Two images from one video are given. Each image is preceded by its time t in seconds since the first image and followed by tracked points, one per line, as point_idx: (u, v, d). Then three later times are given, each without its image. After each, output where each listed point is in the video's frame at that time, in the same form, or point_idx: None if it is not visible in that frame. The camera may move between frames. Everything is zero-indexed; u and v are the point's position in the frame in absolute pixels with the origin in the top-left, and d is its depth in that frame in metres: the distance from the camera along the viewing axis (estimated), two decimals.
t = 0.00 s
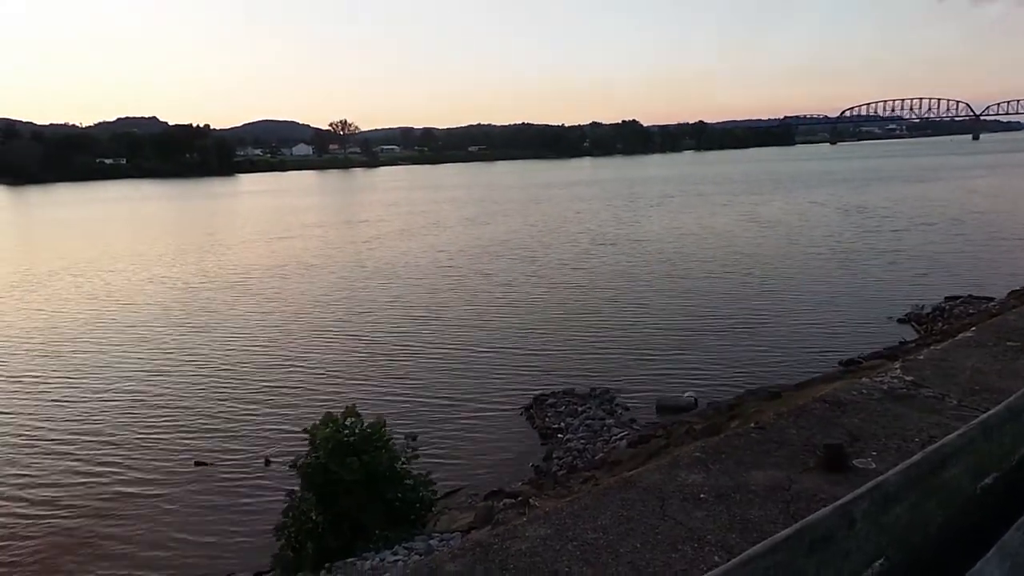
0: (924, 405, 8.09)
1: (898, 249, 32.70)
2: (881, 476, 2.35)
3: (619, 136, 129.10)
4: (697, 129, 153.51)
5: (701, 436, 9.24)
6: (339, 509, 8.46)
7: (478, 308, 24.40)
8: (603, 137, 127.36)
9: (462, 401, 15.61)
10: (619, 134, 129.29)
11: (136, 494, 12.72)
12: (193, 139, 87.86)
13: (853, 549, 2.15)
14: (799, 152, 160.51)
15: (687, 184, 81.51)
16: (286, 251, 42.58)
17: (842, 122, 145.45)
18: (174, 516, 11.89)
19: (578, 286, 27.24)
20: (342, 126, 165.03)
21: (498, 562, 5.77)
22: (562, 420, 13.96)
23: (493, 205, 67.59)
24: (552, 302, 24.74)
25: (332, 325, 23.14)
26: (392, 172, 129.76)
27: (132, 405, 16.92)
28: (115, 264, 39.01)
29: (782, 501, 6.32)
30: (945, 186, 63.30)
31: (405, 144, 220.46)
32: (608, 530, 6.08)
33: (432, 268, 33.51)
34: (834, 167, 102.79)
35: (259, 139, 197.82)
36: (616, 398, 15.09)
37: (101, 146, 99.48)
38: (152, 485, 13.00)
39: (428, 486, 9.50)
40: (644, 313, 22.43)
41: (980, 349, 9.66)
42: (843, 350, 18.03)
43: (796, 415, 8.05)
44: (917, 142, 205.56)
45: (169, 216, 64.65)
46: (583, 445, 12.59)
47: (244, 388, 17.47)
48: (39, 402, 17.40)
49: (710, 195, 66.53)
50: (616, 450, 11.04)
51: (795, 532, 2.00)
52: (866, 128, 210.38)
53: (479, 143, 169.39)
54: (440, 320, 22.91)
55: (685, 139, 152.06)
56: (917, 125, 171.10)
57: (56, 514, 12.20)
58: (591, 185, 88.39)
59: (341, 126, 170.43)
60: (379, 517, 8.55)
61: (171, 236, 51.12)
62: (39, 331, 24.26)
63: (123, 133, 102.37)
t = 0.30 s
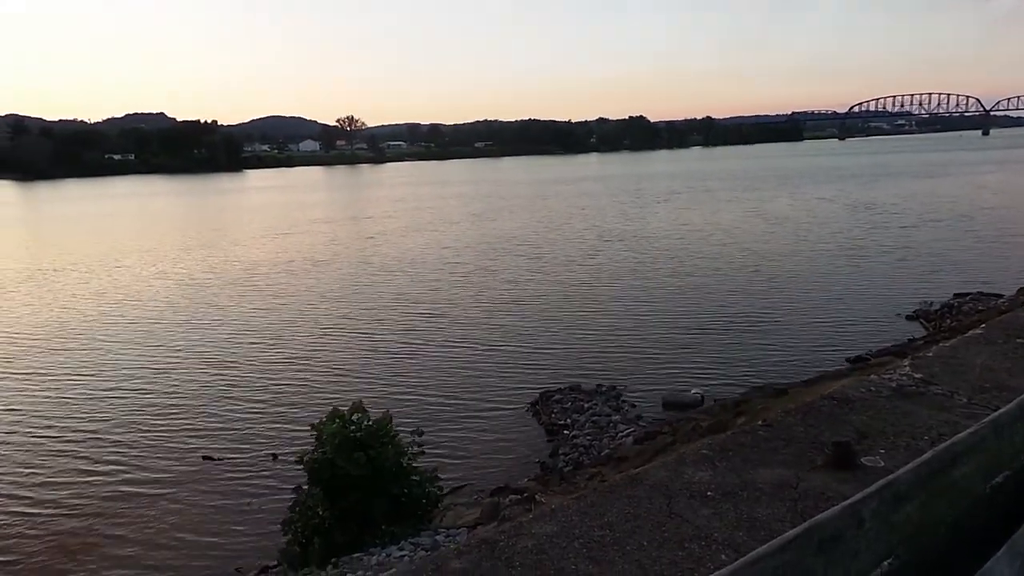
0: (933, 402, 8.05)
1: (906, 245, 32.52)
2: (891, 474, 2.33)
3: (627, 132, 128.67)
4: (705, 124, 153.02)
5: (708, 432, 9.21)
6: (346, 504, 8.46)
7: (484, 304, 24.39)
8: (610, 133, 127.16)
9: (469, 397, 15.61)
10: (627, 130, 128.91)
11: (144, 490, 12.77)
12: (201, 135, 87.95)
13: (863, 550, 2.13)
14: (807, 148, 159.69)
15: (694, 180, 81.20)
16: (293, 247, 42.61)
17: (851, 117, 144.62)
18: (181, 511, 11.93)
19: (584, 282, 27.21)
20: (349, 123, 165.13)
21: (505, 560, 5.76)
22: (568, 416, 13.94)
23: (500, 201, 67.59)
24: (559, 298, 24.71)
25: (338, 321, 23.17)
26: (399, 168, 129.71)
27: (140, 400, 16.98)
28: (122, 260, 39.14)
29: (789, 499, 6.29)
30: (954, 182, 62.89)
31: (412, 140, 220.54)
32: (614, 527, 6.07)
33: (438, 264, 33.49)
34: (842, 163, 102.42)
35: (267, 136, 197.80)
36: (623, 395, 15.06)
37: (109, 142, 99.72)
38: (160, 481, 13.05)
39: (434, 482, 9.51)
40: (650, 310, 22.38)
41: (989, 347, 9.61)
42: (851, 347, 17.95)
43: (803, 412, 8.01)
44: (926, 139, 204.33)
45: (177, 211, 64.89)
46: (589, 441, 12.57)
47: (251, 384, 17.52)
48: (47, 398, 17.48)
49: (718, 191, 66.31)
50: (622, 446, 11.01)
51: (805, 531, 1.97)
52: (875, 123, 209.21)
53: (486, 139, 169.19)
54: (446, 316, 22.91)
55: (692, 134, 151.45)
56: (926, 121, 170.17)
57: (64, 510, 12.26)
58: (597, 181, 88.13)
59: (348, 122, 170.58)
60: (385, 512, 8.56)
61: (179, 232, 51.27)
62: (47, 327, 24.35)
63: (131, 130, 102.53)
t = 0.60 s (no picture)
0: (942, 403, 8.02)
1: (915, 245, 32.38)
2: (903, 476, 2.31)
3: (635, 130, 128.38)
4: (712, 122, 152.60)
5: (714, 431, 9.20)
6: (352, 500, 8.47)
7: (490, 301, 24.39)
8: (618, 130, 126.99)
9: (475, 394, 15.62)
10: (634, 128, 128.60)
11: (151, 484, 12.82)
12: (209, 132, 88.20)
13: (873, 551, 2.11)
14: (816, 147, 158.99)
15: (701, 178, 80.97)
16: (299, 243, 42.69)
17: (860, 116, 144.01)
18: (189, 506, 11.98)
19: (591, 280, 27.19)
20: (357, 120, 165.28)
21: (511, 559, 5.76)
22: (574, 414, 13.93)
23: (507, 198, 67.57)
24: (566, 296, 24.69)
25: (345, 318, 23.21)
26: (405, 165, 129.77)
27: (147, 396, 17.05)
28: (130, 255, 39.28)
29: (797, 500, 6.26)
30: (964, 181, 62.54)
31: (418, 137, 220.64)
32: (621, 527, 6.06)
33: (444, 261, 33.48)
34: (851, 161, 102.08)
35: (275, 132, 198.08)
36: (629, 393, 15.05)
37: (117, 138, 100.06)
38: (167, 475, 13.10)
39: (440, 479, 9.51)
40: (657, 308, 22.34)
41: (997, 347, 9.57)
42: (859, 346, 17.91)
43: (811, 412, 7.99)
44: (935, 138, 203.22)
45: (185, 208, 65.07)
46: (595, 439, 12.56)
47: (258, 380, 17.57)
48: (56, 393, 17.57)
49: (725, 189, 66.11)
50: (629, 445, 10.99)
51: (814, 532, 1.96)
52: (884, 122, 208.22)
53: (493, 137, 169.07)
54: (453, 314, 22.92)
55: (700, 132, 151.05)
56: (935, 119, 169.28)
57: (70, 505, 12.30)
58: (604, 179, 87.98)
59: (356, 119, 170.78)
60: (391, 509, 8.57)
61: (186, 228, 51.38)
62: (55, 322, 24.46)
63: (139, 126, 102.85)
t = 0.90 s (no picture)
0: (946, 400, 7.99)
1: (919, 242, 32.30)
2: (908, 474, 2.30)
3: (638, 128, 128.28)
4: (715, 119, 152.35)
5: (718, 430, 9.19)
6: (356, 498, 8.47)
7: (493, 300, 24.40)
8: (620, 129, 126.94)
9: (479, 392, 15.62)
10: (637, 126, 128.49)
11: (156, 483, 12.85)
12: (211, 132, 88.30)
13: (879, 549, 2.11)
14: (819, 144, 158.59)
15: (704, 176, 80.82)
16: (301, 242, 42.75)
17: (864, 113, 143.62)
18: (193, 505, 12.00)
19: (593, 279, 27.17)
20: (359, 119, 165.38)
21: (514, 557, 5.75)
22: (578, 413, 13.92)
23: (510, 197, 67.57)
24: (568, 295, 24.68)
25: (347, 317, 23.23)
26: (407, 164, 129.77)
27: (150, 395, 17.08)
28: (132, 255, 39.37)
29: (801, 498, 6.25)
30: (969, 178, 62.31)
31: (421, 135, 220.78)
32: (625, 525, 6.05)
33: (446, 260, 33.50)
34: (855, 159, 101.87)
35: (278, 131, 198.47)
36: (632, 391, 15.04)
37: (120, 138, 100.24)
38: (171, 475, 13.13)
39: (443, 477, 9.52)
40: (660, 306, 22.34)
41: (1003, 345, 9.53)
42: (864, 344, 17.88)
43: (815, 411, 7.97)
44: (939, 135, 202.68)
45: (188, 207, 65.19)
46: (598, 438, 12.55)
47: (261, 379, 17.59)
48: (59, 393, 17.62)
49: (728, 187, 66.00)
50: (632, 443, 10.98)
51: (818, 531, 1.96)
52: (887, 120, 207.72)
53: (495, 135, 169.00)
54: (456, 312, 22.92)
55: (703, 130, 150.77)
56: (939, 117, 168.84)
57: (74, 504, 12.32)
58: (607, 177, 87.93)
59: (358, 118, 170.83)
60: (395, 507, 8.57)
61: (188, 227, 51.46)
62: (59, 322, 24.52)
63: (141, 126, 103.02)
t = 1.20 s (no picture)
0: (959, 399, 7.94)
1: (931, 240, 32.10)
2: (921, 474, 2.28)
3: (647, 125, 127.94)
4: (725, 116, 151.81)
5: (727, 428, 9.16)
6: (365, 494, 8.48)
7: (502, 297, 24.40)
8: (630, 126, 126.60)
9: (487, 390, 15.62)
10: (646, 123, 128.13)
11: (166, 481, 12.90)
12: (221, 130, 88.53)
13: (891, 548, 2.09)
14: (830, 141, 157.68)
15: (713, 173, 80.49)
16: (310, 240, 42.83)
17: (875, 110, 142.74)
18: (203, 502, 12.05)
19: (602, 276, 27.10)
20: (368, 116, 165.56)
21: (524, 554, 5.75)
22: (586, 410, 13.90)
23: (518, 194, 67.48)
24: (577, 292, 24.65)
25: (356, 314, 23.27)
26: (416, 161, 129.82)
27: (160, 392, 17.16)
28: (142, 253, 39.52)
29: (812, 496, 6.22)
30: (982, 175, 61.83)
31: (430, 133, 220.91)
32: (635, 523, 6.04)
33: (455, 258, 33.51)
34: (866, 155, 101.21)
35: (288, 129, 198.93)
36: (641, 389, 15.00)
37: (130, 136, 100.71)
38: (181, 472, 13.18)
39: (452, 474, 9.52)
40: (668, 304, 22.27)
41: (1016, 343, 9.44)
42: (874, 342, 17.78)
43: (826, 409, 7.93)
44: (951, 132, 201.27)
45: (198, 205, 65.42)
46: (607, 435, 12.52)
47: (270, 377, 17.64)
48: (70, 390, 17.71)
49: (738, 184, 65.70)
50: (641, 440, 10.97)
51: (829, 530, 1.95)
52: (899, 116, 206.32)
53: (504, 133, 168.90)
54: (464, 310, 22.93)
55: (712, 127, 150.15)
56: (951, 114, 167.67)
57: (84, 501, 12.39)
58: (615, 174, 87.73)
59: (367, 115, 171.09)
60: (404, 504, 8.58)
61: (198, 225, 51.66)
62: (69, 320, 24.66)
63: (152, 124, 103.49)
